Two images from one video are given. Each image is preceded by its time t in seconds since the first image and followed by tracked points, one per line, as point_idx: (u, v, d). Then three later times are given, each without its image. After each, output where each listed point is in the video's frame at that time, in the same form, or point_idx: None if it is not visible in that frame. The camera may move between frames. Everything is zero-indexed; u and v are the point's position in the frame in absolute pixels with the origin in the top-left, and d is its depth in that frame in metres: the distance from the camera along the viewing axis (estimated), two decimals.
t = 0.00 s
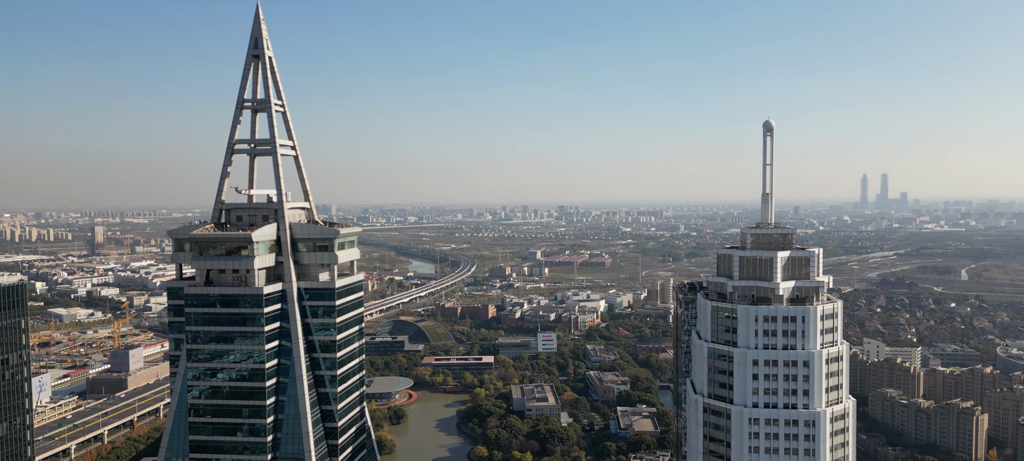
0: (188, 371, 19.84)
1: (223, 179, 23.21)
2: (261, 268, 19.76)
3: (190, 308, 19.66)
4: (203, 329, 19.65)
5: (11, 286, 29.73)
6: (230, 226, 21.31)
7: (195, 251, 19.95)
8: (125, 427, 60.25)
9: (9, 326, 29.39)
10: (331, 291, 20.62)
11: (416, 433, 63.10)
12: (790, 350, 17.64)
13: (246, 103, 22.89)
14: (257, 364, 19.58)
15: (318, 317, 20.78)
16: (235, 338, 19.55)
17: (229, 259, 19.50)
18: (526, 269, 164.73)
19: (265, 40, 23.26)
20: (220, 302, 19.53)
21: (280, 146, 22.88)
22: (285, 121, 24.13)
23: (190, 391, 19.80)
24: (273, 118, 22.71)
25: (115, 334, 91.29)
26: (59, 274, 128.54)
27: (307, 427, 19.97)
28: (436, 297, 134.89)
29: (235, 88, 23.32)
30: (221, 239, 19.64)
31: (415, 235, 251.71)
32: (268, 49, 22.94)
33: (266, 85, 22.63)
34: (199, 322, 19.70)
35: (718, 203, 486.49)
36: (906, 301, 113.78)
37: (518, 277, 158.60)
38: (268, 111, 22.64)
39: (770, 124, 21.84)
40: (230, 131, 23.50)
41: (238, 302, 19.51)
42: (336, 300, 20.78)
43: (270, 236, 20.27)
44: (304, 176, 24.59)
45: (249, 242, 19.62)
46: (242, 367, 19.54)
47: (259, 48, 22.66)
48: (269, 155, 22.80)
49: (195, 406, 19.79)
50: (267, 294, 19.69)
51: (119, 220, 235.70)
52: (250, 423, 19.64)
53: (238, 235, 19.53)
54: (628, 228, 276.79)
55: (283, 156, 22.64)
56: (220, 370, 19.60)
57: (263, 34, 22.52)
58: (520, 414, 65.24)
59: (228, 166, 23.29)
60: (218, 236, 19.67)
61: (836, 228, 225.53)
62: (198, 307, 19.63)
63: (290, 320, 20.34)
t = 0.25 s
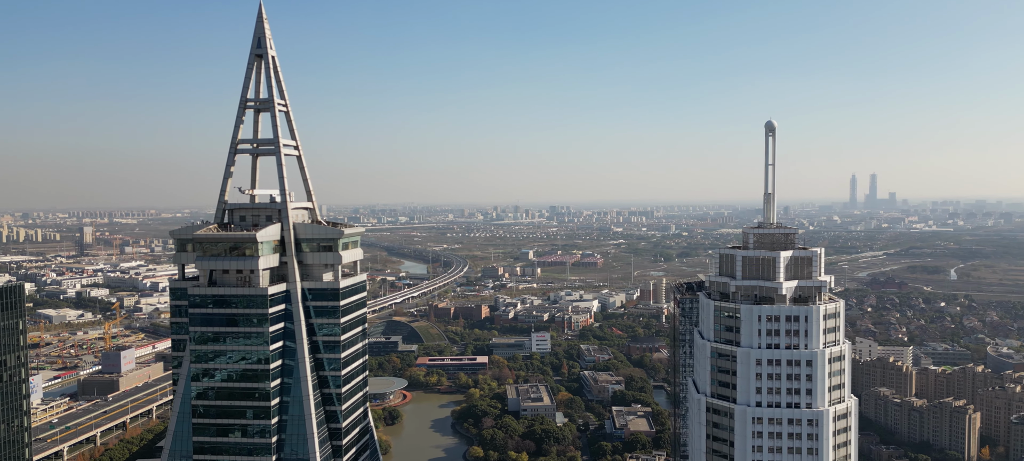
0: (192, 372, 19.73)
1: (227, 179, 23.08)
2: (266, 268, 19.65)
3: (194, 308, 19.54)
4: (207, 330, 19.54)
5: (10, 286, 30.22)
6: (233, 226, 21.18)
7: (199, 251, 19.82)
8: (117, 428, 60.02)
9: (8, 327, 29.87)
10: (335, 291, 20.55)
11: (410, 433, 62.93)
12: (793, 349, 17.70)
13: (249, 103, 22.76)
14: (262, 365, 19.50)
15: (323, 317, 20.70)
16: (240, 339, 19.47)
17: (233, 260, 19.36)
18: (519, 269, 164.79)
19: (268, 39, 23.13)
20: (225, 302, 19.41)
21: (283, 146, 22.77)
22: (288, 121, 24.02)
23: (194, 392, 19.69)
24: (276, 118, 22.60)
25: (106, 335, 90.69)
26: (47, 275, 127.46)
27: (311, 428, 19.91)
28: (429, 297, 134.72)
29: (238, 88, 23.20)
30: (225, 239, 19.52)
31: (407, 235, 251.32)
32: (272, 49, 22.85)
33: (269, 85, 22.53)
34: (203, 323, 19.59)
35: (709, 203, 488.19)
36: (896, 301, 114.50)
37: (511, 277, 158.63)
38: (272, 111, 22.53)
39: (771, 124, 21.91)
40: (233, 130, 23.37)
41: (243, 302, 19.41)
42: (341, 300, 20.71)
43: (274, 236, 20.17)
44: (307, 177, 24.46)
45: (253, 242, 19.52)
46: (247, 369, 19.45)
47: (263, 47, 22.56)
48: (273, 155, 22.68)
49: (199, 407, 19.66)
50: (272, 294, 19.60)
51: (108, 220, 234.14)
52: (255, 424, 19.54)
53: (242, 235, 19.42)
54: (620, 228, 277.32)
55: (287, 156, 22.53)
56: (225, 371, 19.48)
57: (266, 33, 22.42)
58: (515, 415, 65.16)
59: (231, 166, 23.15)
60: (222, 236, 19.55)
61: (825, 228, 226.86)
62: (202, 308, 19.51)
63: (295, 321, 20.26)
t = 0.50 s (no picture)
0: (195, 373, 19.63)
1: (229, 179, 22.94)
2: (270, 268, 19.56)
3: (199, 310, 19.43)
4: (211, 331, 19.43)
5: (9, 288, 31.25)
6: (236, 226, 21.05)
7: (203, 251, 19.70)
8: (110, 430, 59.74)
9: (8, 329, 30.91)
10: (340, 291, 20.46)
11: (405, 434, 62.79)
12: (796, 348, 17.78)
13: (252, 103, 22.65)
14: (266, 365, 19.41)
15: (327, 317, 20.60)
16: (244, 339, 19.36)
17: (238, 260, 19.25)
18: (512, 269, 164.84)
19: (271, 39, 23.03)
20: (228, 304, 19.33)
21: (287, 146, 22.66)
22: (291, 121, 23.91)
23: (198, 393, 19.60)
24: (280, 118, 22.49)
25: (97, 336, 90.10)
26: (36, 276, 126.42)
27: (316, 428, 19.85)
28: (422, 298, 134.54)
29: (240, 88, 23.12)
30: (230, 240, 19.42)
31: (399, 236, 250.83)
32: (274, 48, 22.76)
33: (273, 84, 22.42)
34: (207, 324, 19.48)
35: (700, 203, 489.82)
36: (887, 300, 115.15)
37: (504, 278, 158.63)
38: (275, 111, 22.41)
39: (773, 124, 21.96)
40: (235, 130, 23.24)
41: (248, 304, 19.31)
42: (345, 300, 20.62)
43: (278, 236, 20.07)
44: (310, 176, 24.32)
45: (258, 243, 19.42)
46: (251, 369, 19.36)
47: (265, 47, 22.48)
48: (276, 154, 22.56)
49: (203, 409, 19.59)
50: (276, 294, 19.49)
51: (97, 221, 232.60)
52: (259, 425, 19.45)
53: (247, 235, 19.31)
54: (612, 228, 277.65)
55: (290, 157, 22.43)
56: (229, 372, 19.39)
57: (269, 32, 22.33)
58: (510, 415, 65.14)
59: (234, 166, 22.98)
60: (226, 236, 19.44)
61: (816, 228, 228.19)
62: (206, 309, 19.39)
63: (299, 321, 20.15)
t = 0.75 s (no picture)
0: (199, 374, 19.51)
1: (233, 179, 22.83)
2: (275, 268, 19.48)
3: (203, 310, 19.33)
4: (215, 332, 19.32)
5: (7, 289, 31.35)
6: (240, 226, 20.97)
7: (207, 252, 19.62)
8: (103, 432, 59.28)
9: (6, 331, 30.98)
10: (344, 291, 20.35)
11: (400, 435, 62.56)
12: (799, 348, 17.85)
13: (255, 102, 22.53)
14: (271, 366, 19.31)
15: (331, 318, 20.49)
16: (249, 340, 19.25)
17: (242, 261, 19.17)
18: (504, 270, 164.85)
19: (274, 38, 22.93)
20: (233, 304, 19.22)
21: (291, 145, 22.55)
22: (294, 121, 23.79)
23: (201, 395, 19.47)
24: (284, 118, 22.39)
25: (87, 337, 89.44)
26: (25, 277, 125.22)
27: (320, 429, 19.75)
28: (415, 298, 134.33)
29: (244, 87, 22.99)
30: (235, 240, 19.34)
31: (391, 236, 250.38)
32: (278, 47, 22.65)
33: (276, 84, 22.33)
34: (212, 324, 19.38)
35: (690, 203, 491.25)
36: (878, 300, 115.85)
37: (497, 278, 158.58)
38: (279, 110, 22.31)
39: (776, 124, 22.01)
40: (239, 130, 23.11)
41: (253, 304, 19.20)
42: (349, 301, 20.50)
43: (282, 236, 19.97)
44: (312, 176, 24.22)
45: (262, 243, 19.35)
46: (256, 371, 19.27)
47: (269, 46, 22.38)
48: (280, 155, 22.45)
49: (207, 410, 19.46)
50: (281, 295, 19.41)
51: (85, 221, 230.77)
52: (264, 426, 19.34)
53: (252, 235, 19.24)
54: (604, 228, 278.14)
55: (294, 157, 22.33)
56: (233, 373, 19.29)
57: (273, 31, 22.23)
58: (506, 415, 65.07)
59: (238, 166, 22.88)
60: (231, 236, 19.36)
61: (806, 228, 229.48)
62: (211, 309, 19.29)
63: (303, 321, 20.05)
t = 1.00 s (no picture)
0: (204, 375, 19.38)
1: (236, 179, 22.71)
2: (280, 269, 19.39)
3: (207, 311, 19.19)
4: (219, 333, 19.17)
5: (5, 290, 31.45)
6: (243, 226, 20.88)
7: (211, 252, 19.49)
8: (95, 434, 58.82)
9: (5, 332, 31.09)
10: (349, 291, 20.28)
11: (395, 436, 62.40)
12: (802, 347, 17.92)
13: (258, 102, 22.40)
14: (276, 366, 19.21)
15: (336, 319, 20.43)
16: (254, 341, 19.14)
17: (247, 260, 19.06)
18: (497, 270, 164.83)
19: (277, 37, 22.83)
20: (237, 304, 19.10)
21: (295, 146, 22.47)
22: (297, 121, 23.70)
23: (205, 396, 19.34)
24: (287, 118, 22.28)
25: (78, 339, 88.78)
26: (13, 278, 124.03)
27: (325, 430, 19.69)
28: (408, 298, 134.09)
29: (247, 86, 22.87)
30: (239, 241, 19.24)
31: (382, 236, 249.75)
32: (281, 47, 22.55)
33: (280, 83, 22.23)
34: (215, 325, 19.23)
35: (681, 203, 492.65)
36: (868, 299, 116.55)
37: (489, 278, 158.52)
38: (283, 110, 22.21)
39: (777, 125, 22.10)
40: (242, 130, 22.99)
41: (258, 304, 19.10)
42: (354, 301, 20.45)
43: (286, 237, 19.89)
44: (315, 176, 24.13)
45: (267, 243, 19.25)
46: (260, 371, 19.16)
47: (272, 45, 22.27)
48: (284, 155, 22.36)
49: (211, 411, 19.34)
50: (286, 295, 19.30)
51: (73, 221, 228.77)
52: (269, 426, 19.24)
53: (256, 235, 19.14)
54: (595, 228, 278.50)
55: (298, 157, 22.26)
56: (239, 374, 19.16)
57: (276, 31, 22.13)
58: (501, 415, 65.05)
59: (241, 165, 22.75)
60: (235, 237, 19.24)
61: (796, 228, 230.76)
62: (215, 310, 19.16)
63: (308, 322, 19.97)
